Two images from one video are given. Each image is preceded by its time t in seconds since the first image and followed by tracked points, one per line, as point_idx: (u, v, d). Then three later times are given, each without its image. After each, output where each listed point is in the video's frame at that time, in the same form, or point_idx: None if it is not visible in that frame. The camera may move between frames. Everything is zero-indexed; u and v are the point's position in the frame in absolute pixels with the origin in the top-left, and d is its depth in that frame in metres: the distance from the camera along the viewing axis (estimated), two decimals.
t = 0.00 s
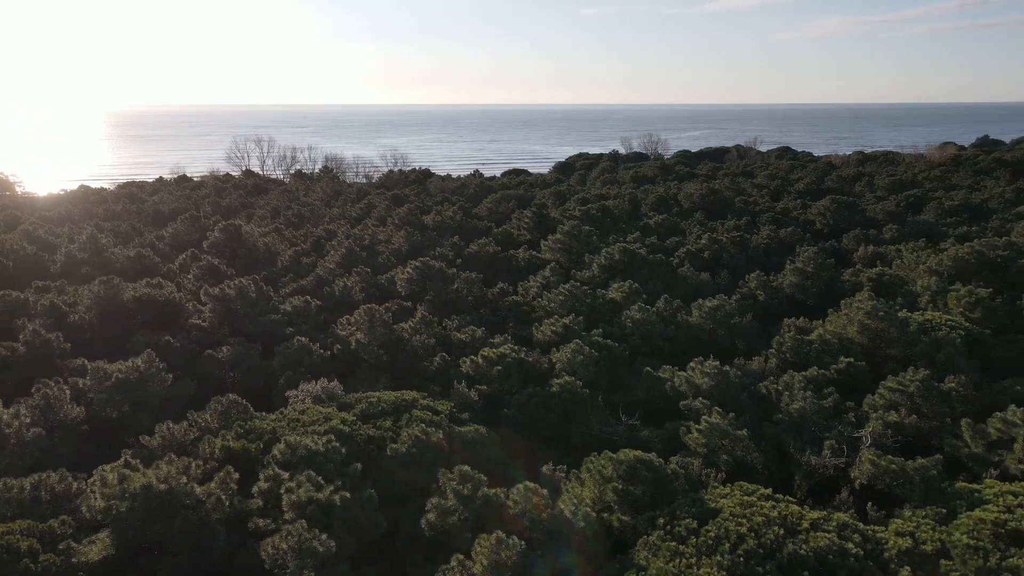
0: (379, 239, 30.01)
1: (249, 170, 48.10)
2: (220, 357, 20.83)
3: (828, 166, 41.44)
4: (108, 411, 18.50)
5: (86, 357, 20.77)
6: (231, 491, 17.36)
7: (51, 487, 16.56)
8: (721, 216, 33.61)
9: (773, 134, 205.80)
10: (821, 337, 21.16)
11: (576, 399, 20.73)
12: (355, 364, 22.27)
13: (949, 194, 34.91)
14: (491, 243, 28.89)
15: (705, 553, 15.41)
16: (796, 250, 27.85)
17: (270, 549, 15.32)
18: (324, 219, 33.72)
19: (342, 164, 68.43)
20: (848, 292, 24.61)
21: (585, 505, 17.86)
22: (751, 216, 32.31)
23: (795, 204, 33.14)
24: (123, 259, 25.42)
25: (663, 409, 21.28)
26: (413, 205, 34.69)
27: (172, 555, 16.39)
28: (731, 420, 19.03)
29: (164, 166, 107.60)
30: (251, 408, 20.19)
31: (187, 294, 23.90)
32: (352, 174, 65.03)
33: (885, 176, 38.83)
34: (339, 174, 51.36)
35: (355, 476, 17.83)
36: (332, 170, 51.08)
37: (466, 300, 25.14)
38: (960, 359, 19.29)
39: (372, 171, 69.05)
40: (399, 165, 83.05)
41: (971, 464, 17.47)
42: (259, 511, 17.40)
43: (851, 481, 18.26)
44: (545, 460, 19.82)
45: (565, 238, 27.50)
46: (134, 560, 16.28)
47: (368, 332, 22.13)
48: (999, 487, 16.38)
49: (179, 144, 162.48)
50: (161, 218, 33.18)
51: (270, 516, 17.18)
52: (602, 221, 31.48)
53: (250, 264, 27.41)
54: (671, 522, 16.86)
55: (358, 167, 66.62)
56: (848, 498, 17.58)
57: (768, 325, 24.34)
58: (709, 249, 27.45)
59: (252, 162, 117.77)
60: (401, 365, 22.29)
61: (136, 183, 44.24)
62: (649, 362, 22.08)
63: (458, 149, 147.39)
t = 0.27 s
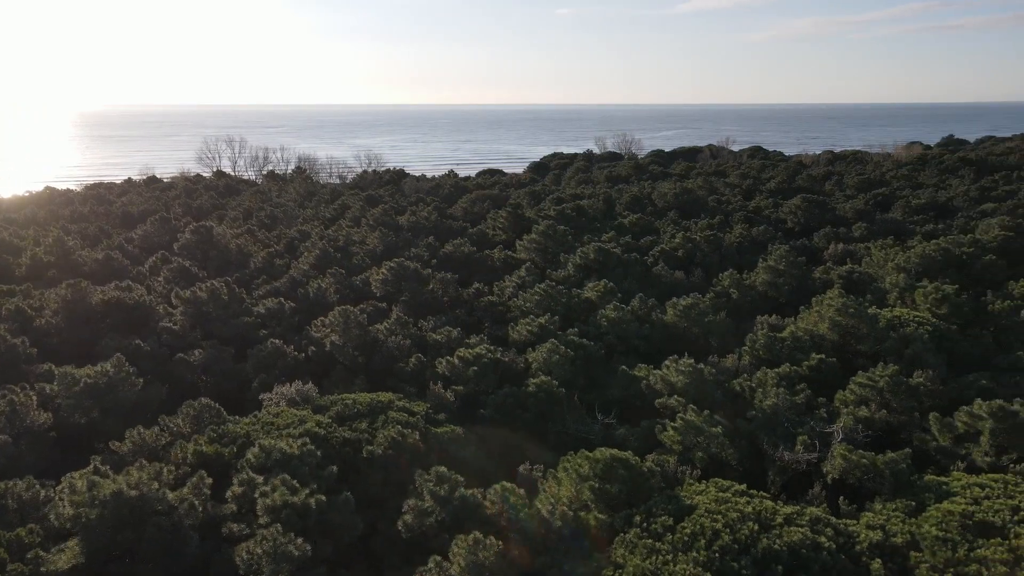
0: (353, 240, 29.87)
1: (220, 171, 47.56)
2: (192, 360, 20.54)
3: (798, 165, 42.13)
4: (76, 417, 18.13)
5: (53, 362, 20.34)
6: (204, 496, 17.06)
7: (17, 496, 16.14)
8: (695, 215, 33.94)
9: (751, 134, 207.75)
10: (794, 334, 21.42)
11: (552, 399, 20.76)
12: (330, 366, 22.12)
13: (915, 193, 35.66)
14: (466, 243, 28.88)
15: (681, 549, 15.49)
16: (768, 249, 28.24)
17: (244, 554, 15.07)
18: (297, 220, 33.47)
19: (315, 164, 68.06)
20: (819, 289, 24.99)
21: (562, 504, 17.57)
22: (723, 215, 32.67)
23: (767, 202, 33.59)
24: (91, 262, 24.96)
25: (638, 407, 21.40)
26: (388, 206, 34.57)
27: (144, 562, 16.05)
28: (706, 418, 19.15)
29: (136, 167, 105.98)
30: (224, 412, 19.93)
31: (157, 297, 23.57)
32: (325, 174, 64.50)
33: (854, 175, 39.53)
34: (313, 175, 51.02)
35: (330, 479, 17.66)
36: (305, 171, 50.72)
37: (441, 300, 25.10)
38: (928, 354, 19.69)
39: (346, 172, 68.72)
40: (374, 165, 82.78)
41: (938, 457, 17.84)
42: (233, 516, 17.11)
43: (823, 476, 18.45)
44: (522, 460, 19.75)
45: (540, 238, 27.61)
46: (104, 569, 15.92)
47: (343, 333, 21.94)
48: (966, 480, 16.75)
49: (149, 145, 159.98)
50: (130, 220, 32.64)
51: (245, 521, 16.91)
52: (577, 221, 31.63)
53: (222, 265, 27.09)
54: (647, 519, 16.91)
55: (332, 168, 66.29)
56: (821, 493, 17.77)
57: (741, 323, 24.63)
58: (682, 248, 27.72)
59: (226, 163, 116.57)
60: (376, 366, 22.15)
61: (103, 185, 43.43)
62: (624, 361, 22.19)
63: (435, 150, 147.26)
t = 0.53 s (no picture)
0: (328, 241, 29.69)
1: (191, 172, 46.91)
2: (164, 364, 20.26)
3: (770, 165, 42.74)
4: (44, 423, 17.75)
5: (19, 367, 19.89)
6: (177, 502, 16.72)
7: None
8: (669, 214, 34.22)
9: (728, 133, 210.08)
10: (767, 331, 21.67)
11: (529, 399, 20.79)
12: (305, 368, 21.97)
13: (884, 191, 36.35)
14: (441, 244, 28.85)
15: (658, 546, 15.51)
16: (742, 247, 28.57)
17: (218, 560, 14.80)
18: (271, 221, 33.18)
19: (289, 164, 67.46)
20: (792, 287, 25.35)
21: (538, 504, 17.22)
22: (697, 214, 33.00)
23: (739, 201, 34.01)
24: (59, 265, 24.45)
25: (615, 406, 21.50)
26: (363, 206, 34.42)
27: (115, 570, 15.71)
28: (682, 415, 19.25)
29: (107, 168, 104.12)
30: (198, 416, 19.66)
31: (128, 300, 23.20)
32: (299, 175, 63.94)
33: (825, 174, 40.17)
34: (287, 175, 50.62)
35: (306, 482, 17.47)
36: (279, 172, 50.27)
37: (417, 301, 25.03)
38: (897, 350, 20.06)
39: (321, 172, 68.26)
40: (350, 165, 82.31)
41: (908, 451, 18.19)
42: (207, 521, 16.80)
43: (796, 471, 18.64)
44: (499, 460, 19.70)
45: (516, 238, 27.71)
46: None
47: (318, 335, 21.77)
48: (935, 473, 17.08)
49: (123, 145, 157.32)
50: (100, 222, 32.06)
51: (219, 526, 16.61)
52: (553, 221, 31.72)
53: (194, 268, 26.73)
54: (625, 517, 16.92)
55: (306, 168, 65.80)
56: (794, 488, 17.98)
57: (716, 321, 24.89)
58: (657, 247, 27.95)
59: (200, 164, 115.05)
60: (352, 368, 22.02)
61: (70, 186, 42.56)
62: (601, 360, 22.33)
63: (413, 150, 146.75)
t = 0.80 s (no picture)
0: (304, 242, 29.47)
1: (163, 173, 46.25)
2: (136, 368, 20.01)
3: (745, 165, 43.24)
4: (14, 430, 17.37)
5: None
6: (151, 508, 16.32)
7: None
8: (645, 214, 34.44)
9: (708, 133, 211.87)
10: (742, 329, 21.88)
11: (507, 399, 20.81)
12: (281, 371, 21.83)
13: (856, 190, 36.93)
14: (418, 244, 28.77)
15: (636, 544, 15.52)
16: (717, 246, 28.86)
17: (194, 566, 14.48)
18: (246, 223, 32.87)
19: (263, 164, 66.82)
20: (767, 285, 25.65)
21: (517, 503, 17.14)
22: (673, 213, 33.24)
23: (714, 200, 34.35)
24: (27, 268, 23.96)
25: (593, 405, 21.60)
26: (339, 207, 34.21)
27: None
28: (659, 414, 19.35)
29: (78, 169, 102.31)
30: (172, 420, 19.39)
31: (99, 303, 22.86)
32: (274, 176, 63.31)
33: (798, 173, 40.71)
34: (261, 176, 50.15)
35: (283, 485, 17.25)
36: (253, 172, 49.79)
37: (394, 301, 24.91)
38: (869, 346, 20.40)
39: (297, 172, 67.78)
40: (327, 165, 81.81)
41: (881, 446, 18.50)
42: (182, 527, 16.40)
43: (772, 468, 18.82)
44: (478, 461, 19.68)
45: (493, 239, 27.78)
46: None
47: (295, 337, 21.59)
48: (907, 467, 17.37)
49: (97, 146, 154.55)
50: (69, 225, 31.49)
51: (194, 532, 16.25)
52: (530, 221, 31.79)
53: (167, 270, 26.38)
54: (604, 516, 16.91)
55: (281, 168, 65.27)
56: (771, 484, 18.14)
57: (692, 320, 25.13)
58: (634, 247, 28.12)
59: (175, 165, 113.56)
60: (329, 370, 21.88)
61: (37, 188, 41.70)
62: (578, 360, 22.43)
63: (391, 150, 146.16)
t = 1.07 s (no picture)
0: (285, 243, 29.30)
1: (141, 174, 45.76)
2: (116, 371, 19.80)
3: (726, 165, 43.61)
4: None
5: None
6: (130, 512, 15.92)
7: None
8: (627, 213, 34.60)
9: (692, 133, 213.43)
10: (725, 328, 22.03)
11: (490, 399, 20.81)
12: (263, 373, 21.70)
13: (835, 189, 37.36)
14: (401, 245, 28.72)
15: (620, 543, 15.48)
16: (699, 245, 29.07)
17: (174, 571, 14.17)
18: (226, 224, 32.65)
19: (243, 164, 66.35)
20: (748, 284, 25.86)
21: (501, 503, 17.06)
22: (655, 212, 33.43)
23: (696, 200, 34.61)
24: (2, 270, 23.58)
25: (576, 404, 21.65)
26: (320, 207, 34.04)
27: None
28: (642, 413, 19.40)
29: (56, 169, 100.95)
30: (153, 423, 19.15)
31: (77, 306, 22.61)
32: (255, 176, 62.85)
33: (778, 173, 41.11)
34: (241, 177, 49.82)
35: (265, 488, 17.03)
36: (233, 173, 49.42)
37: (377, 302, 24.78)
38: (849, 344, 20.63)
39: (278, 173, 67.48)
40: (309, 166, 81.42)
41: (861, 442, 18.67)
42: (163, 531, 16.03)
43: (754, 465, 18.92)
44: (462, 461, 19.62)
45: (475, 239, 27.85)
46: None
47: (277, 339, 21.44)
48: (887, 463, 17.55)
49: (76, 147, 152.30)
50: (46, 227, 31.06)
51: (175, 536, 15.90)
52: (512, 221, 31.84)
53: (147, 272, 26.12)
54: (588, 515, 16.86)
55: (262, 169, 64.85)
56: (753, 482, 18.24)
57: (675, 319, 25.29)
58: (617, 246, 28.26)
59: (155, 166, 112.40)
60: (311, 371, 21.76)
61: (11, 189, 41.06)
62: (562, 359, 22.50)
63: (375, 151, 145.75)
